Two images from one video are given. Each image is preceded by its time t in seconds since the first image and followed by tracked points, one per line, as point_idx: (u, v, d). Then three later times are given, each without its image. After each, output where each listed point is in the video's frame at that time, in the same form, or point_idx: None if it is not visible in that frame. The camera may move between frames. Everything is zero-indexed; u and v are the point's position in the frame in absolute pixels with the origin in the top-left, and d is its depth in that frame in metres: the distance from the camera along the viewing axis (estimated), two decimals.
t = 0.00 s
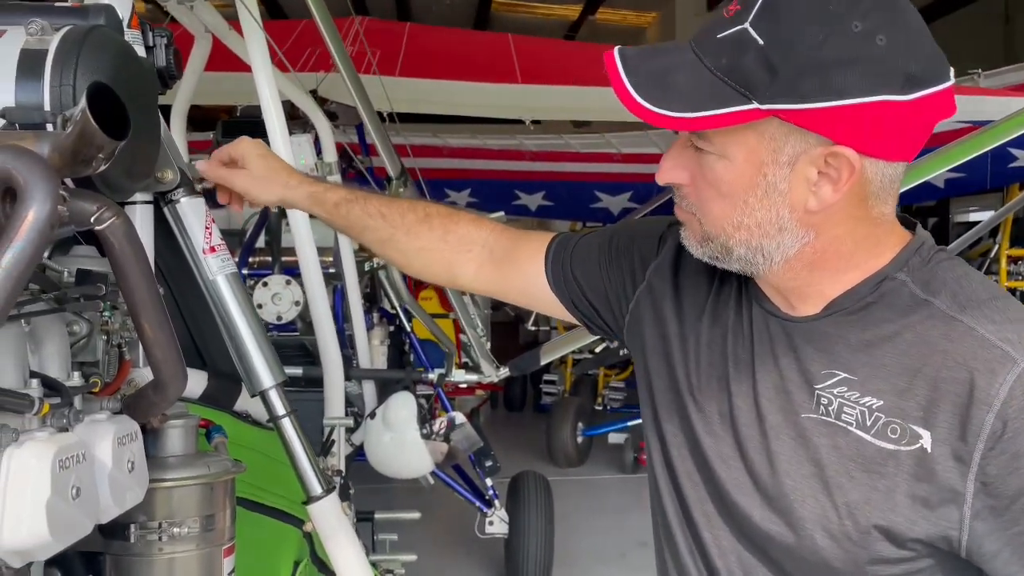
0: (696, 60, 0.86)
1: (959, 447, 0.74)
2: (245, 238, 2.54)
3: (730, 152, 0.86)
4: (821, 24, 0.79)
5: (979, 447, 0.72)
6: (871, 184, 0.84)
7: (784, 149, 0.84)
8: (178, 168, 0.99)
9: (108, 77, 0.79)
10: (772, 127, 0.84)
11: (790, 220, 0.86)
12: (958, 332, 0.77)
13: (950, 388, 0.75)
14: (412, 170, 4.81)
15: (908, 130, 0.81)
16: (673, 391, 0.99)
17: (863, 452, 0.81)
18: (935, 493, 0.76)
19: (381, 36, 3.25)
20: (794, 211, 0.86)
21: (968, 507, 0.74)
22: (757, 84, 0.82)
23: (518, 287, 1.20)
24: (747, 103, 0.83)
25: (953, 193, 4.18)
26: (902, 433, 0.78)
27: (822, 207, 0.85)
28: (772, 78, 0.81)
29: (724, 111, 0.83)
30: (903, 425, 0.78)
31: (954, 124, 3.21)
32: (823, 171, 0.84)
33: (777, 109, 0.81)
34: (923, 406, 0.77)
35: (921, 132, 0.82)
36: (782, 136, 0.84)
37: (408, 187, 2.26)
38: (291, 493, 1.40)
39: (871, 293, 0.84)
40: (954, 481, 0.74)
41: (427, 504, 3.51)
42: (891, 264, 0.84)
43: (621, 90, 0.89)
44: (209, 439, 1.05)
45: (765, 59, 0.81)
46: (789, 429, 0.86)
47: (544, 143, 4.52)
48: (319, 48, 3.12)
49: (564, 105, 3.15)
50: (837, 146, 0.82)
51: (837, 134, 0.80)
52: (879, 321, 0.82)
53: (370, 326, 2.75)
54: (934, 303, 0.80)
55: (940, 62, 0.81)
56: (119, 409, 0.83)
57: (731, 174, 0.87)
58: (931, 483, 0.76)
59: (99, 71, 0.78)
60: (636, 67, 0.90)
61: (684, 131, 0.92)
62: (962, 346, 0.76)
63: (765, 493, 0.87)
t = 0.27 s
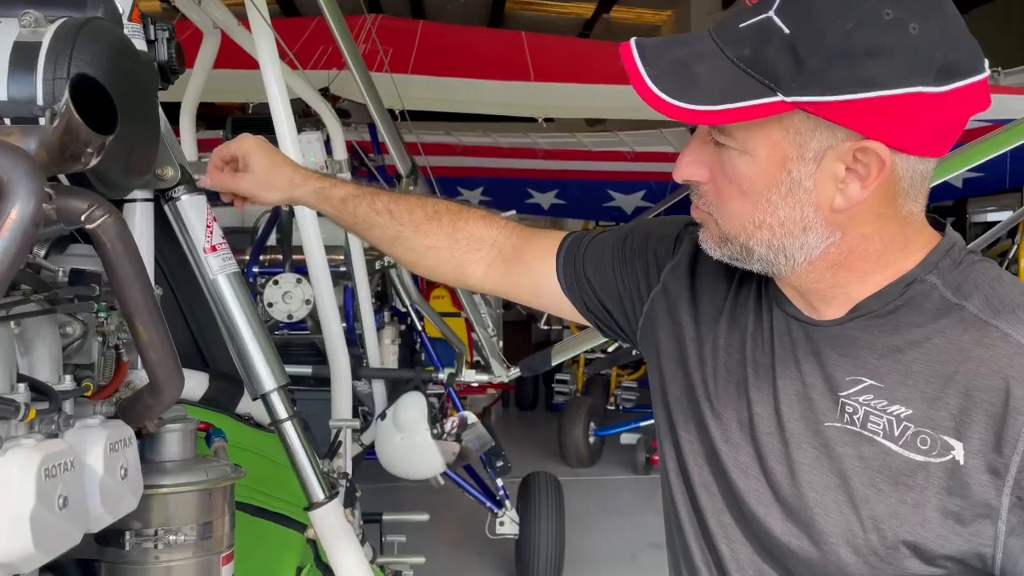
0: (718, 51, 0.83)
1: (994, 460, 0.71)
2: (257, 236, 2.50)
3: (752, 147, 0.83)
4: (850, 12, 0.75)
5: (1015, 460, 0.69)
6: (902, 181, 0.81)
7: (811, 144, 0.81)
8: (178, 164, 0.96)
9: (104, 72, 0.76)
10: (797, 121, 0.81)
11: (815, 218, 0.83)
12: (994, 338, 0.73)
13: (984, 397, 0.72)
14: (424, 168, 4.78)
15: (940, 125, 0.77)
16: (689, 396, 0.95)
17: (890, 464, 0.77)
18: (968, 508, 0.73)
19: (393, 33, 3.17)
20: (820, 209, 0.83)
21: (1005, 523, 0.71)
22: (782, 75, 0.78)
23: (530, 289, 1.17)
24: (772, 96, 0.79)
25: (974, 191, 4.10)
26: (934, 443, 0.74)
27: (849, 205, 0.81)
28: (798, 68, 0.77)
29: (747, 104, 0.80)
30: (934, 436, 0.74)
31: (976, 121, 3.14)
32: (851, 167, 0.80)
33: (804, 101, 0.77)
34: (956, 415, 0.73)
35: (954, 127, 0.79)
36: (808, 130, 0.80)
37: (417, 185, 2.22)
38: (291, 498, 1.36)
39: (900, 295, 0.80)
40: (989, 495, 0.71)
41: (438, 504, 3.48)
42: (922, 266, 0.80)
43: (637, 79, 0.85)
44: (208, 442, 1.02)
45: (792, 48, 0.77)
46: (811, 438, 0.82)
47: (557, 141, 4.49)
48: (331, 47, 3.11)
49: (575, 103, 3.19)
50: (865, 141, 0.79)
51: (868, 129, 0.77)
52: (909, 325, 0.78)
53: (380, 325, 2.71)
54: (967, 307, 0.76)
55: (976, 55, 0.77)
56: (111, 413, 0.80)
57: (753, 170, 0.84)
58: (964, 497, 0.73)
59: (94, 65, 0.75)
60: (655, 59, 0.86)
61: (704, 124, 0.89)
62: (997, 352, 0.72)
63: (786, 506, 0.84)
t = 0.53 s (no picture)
0: (721, 43, 0.79)
1: (1009, 486, 0.69)
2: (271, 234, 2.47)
3: (757, 147, 0.80)
4: (862, 6, 0.72)
5: None
6: (913, 187, 0.78)
7: (818, 147, 0.77)
8: (170, 165, 0.94)
9: (91, 73, 0.72)
10: (804, 121, 0.77)
11: (823, 224, 0.80)
12: (1013, 358, 0.71)
13: (1000, 419, 0.70)
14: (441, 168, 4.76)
15: (956, 126, 0.73)
16: (689, 409, 0.92)
17: (899, 487, 0.75)
18: (984, 537, 0.70)
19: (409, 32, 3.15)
20: (827, 215, 0.80)
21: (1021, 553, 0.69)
22: (788, 71, 0.75)
23: (528, 295, 1.14)
24: (779, 93, 0.76)
25: (1002, 194, 4.00)
26: (946, 467, 0.72)
27: (857, 210, 0.79)
28: (806, 62, 0.74)
29: (753, 101, 0.76)
30: (946, 459, 0.72)
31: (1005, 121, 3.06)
32: (861, 171, 0.77)
33: (812, 99, 0.74)
34: (971, 436, 0.71)
35: (970, 128, 0.75)
36: (816, 131, 0.77)
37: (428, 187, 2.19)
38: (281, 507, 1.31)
39: (912, 308, 0.78)
40: (1005, 523, 0.69)
41: (452, 506, 3.47)
42: (935, 277, 0.78)
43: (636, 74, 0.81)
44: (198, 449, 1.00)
45: (800, 42, 0.74)
46: (819, 457, 0.80)
47: (574, 141, 4.40)
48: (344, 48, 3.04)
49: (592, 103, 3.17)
50: (877, 143, 0.75)
51: (878, 130, 0.73)
52: (922, 339, 0.76)
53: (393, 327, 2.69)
54: (983, 321, 0.74)
55: (996, 53, 0.74)
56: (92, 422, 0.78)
57: (757, 173, 0.81)
58: (979, 524, 0.70)
59: (80, 65, 0.71)
60: (657, 53, 0.82)
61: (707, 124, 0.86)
62: (1013, 371, 0.71)
63: (790, 528, 0.82)
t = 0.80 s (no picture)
0: (747, 34, 0.76)
1: None
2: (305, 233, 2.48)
3: (785, 140, 0.76)
4: None
5: None
6: (950, 181, 0.74)
7: (849, 140, 0.74)
8: (190, 161, 0.93)
9: (107, 68, 0.72)
10: (835, 111, 0.74)
11: (854, 220, 0.76)
12: None
13: None
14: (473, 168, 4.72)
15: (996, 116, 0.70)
16: (716, 413, 0.89)
17: (936, 495, 0.73)
18: None
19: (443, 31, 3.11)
20: (859, 211, 0.76)
21: None
22: (818, 60, 0.71)
23: (549, 292, 1.11)
24: (807, 84, 0.72)
25: None
26: (986, 475, 0.71)
27: (892, 206, 0.75)
28: (838, 52, 0.70)
29: (782, 92, 0.73)
30: (986, 467, 0.71)
31: None
32: (896, 164, 0.74)
33: (843, 89, 0.70)
34: (1013, 445, 0.70)
35: (1011, 117, 0.71)
36: (848, 122, 0.73)
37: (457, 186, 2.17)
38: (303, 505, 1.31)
39: (949, 309, 0.75)
40: None
41: (482, 505, 3.45)
42: (975, 276, 0.75)
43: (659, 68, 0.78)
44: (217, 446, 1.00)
45: (831, 30, 0.71)
46: (850, 465, 0.77)
47: (609, 141, 4.39)
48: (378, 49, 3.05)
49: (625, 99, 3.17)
50: (912, 134, 0.71)
51: (914, 122, 0.70)
52: (959, 342, 0.73)
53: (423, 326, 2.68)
54: None
55: None
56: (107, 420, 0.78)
57: (784, 167, 0.77)
58: None
59: (96, 60, 0.71)
60: (681, 45, 0.79)
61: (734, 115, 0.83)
62: None
63: (820, 538, 0.79)
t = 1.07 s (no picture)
0: (798, 6, 0.71)
1: None
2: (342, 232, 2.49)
3: (837, 122, 0.73)
4: None
5: None
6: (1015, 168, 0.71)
7: (907, 122, 0.71)
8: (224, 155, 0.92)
9: (139, 58, 0.71)
10: (893, 90, 0.70)
11: (910, 207, 0.74)
12: None
13: None
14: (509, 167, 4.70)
15: None
16: (757, 412, 0.86)
17: (996, 500, 0.69)
18: None
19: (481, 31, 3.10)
20: (916, 196, 0.73)
21: None
22: (875, 35, 0.68)
23: (585, 291, 1.09)
24: (863, 60, 0.69)
25: None
26: None
27: (951, 191, 0.72)
28: (896, 27, 0.67)
29: (836, 67, 0.69)
30: None
31: None
32: (956, 146, 0.71)
33: (901, 65, 0.67)
34: None
35: None
36: (905, 102, 0.70)
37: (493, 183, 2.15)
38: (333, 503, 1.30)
39: (1011, 301, 0.72)
40: None
41: (517, 506, 3.43)
42: None
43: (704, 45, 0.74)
44: (247, 442, 0.99)
45: (888, 3, 0.67)
46: (902, 468, 0.74)
47: (648, 140, 4.35)
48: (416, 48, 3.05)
49: (665, 96, 3.13)
50: (973, 115, 0.69)
51: (979, 101, 0.67)
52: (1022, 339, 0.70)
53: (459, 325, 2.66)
54: None
55: None
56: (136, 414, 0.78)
57: (835, 152, 0.74)
58: None
59: (128, 49, 0.71)
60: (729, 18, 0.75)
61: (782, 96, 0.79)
62: None
63: (869, 545, 0.76)
